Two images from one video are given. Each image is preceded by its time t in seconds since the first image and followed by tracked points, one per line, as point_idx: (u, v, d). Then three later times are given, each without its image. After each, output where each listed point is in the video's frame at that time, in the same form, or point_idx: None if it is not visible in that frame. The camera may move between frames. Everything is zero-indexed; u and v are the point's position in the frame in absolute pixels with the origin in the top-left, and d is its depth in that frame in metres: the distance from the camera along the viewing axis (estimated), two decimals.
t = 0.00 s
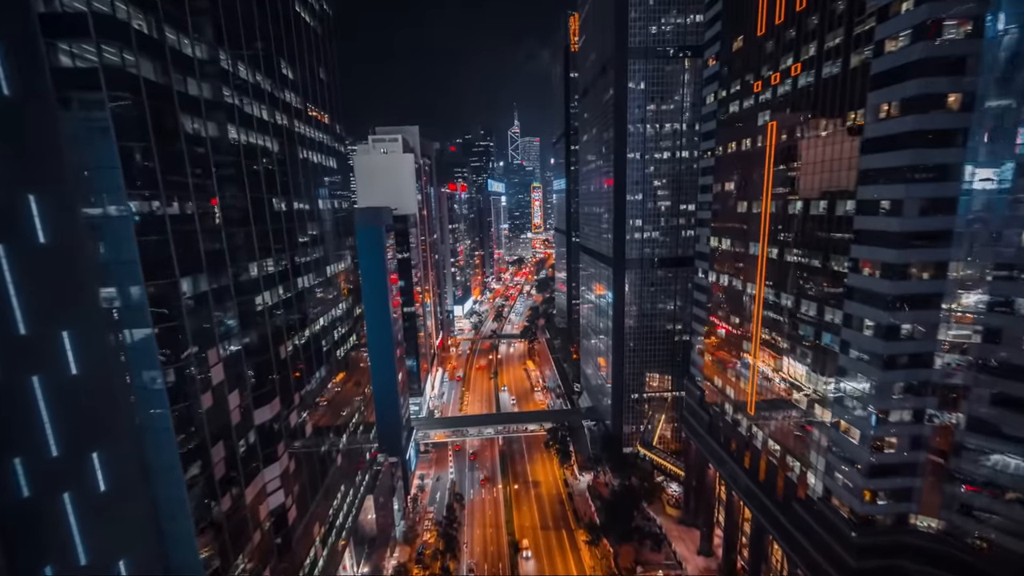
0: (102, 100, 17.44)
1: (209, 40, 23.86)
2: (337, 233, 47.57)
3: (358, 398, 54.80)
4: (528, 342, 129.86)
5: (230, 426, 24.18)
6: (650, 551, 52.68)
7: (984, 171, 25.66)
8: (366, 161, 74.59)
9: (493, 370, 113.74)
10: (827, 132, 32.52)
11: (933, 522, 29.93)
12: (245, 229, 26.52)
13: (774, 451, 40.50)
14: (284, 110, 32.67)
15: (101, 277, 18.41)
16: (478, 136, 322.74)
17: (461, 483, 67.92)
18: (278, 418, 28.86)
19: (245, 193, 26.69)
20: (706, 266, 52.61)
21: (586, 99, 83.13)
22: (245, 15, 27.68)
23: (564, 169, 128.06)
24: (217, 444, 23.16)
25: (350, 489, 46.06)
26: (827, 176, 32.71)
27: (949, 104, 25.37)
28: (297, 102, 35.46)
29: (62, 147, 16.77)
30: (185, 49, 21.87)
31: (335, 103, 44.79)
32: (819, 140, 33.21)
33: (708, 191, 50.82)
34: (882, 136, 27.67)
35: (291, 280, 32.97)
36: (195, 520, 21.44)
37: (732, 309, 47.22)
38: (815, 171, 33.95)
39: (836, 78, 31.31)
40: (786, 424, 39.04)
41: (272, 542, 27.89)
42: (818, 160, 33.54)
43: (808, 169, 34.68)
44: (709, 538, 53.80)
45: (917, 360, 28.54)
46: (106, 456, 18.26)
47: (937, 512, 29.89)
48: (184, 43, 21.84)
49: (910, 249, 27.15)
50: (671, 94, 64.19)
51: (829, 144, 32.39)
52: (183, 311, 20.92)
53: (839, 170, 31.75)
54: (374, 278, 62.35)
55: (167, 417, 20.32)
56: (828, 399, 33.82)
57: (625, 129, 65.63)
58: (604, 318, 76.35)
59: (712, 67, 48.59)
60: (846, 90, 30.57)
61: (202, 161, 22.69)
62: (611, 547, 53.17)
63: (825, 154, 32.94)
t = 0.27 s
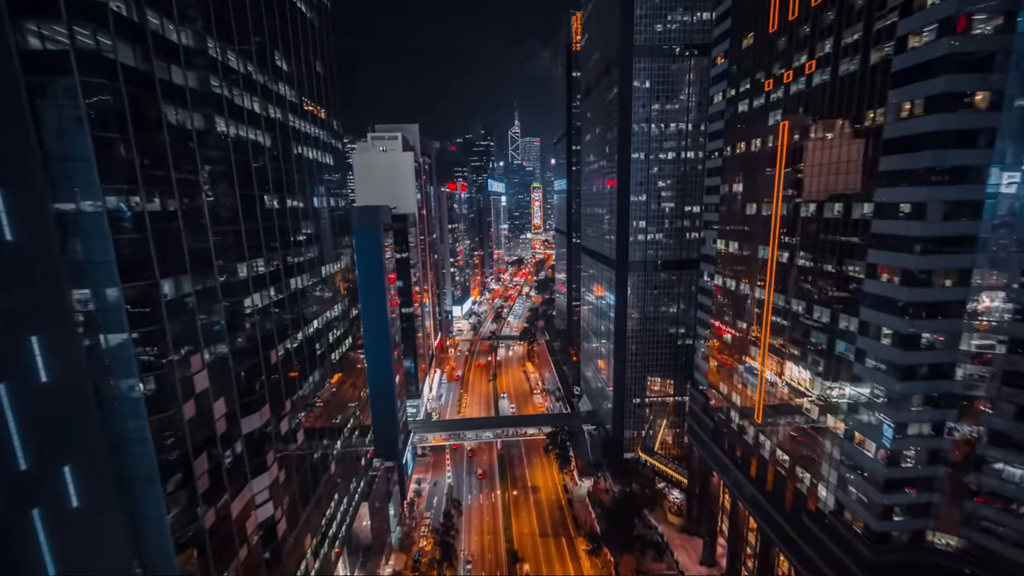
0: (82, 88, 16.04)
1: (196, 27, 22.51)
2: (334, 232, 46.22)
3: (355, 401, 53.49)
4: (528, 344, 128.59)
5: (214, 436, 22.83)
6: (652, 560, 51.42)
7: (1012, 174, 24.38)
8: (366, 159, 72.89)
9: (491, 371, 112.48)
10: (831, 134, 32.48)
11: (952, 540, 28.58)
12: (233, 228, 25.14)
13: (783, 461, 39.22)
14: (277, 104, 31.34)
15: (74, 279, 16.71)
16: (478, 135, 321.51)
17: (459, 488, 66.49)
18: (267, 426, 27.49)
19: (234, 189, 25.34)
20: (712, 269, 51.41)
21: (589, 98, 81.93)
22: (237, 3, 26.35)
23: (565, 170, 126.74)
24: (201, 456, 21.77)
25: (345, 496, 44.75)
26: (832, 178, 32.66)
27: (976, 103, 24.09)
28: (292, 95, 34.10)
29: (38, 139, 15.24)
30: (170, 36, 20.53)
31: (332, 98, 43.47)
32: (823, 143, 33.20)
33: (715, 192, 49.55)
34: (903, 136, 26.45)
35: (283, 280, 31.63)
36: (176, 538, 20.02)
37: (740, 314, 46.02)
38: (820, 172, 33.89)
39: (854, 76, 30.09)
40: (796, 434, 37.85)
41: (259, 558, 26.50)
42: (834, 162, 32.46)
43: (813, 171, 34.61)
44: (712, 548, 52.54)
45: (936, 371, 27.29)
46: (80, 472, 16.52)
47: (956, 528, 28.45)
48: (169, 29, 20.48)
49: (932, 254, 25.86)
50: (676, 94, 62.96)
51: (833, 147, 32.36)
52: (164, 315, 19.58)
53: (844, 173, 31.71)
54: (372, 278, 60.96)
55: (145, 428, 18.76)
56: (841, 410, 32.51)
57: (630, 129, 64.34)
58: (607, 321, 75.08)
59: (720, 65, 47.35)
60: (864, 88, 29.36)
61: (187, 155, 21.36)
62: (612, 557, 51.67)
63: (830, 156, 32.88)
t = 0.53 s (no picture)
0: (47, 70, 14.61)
1: (180, 10, 21.12)
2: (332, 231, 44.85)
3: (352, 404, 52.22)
4: (527, 345, 127.29)
5: (197, 448, 21.48)
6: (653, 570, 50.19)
7: None
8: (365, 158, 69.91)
9: (490, 372, 111.22)
10: (841, 136, 31.94)
11: (971, 560, 27.28)
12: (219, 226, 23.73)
13: (792, 472, 37.97)
14: (270, 96, 30.00)
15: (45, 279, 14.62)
16: (479, 135, 320.23)
17: (456, 493, 65.16)
18: (254, 435, 26.14)
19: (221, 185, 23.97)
20: (719, 273, 50.19)
21: (593, 96, 80.66)
22: None
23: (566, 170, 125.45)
24: (181, 469, 20.38)
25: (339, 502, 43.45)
26: (838, 181, 32.51)
27: (1007, 101, 22.78)
28: (286, 88, 32.76)
29: (16, 123, 13.58)
30: (152, 20, 19.14)
31: (330, 92, 42.08)
32: (829, 145, 33.15)
33: (723, 193, 48.29)
34: (926, 136, 25.20)
35: (275, 281, 30.27)
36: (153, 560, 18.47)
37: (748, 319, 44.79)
38: (826, 175, 33.74)
39: (874, 73, 28.85)
40: (805, 444, 36.69)
41: (245, 574, 25.15)
42: (852, 162, 31.16)
43: (820, 173, 34.42)
44: (715, 558, 51.32)
45: (959, 383, 26.00)
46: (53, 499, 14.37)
47: (976, 548, 26.85)
48: (150, 12, 19.11)
49: (957, 261, 24.57)
50: (682, 93, 61.71)
51: (840, 149, 32.20)
52: (143, 319, 18.21)
53: (850, 175, 31.53)
54: (369, 278, 59.57)
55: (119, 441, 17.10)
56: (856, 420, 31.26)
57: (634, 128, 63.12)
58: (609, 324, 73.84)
59: (729, 63, 46.09)
60: (885, 86, 28.11)
61: (170, 148, 20.01)
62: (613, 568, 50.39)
63: (837, 159, 32.69)
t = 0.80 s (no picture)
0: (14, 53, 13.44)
1: None
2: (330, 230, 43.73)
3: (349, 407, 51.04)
4: (527, 347, 126.08)
5: (179, 459, 20.23)
6: None
7: None
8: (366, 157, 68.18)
9: (489, 374, 109.99)
10: (855, 137, 31.08)
11: None
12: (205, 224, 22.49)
13: (800, 482, 36.79)
14: (263, 90, 28.83)
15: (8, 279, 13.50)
16: (479, 134, 318.99)
17: (453, 498, 63.94)
18: (241, 443, 24.87)
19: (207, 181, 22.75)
20: (724, 276, 49.05)
21: (595, 96, 79.57)
22: None
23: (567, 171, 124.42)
24: (161, 483, 19.13)
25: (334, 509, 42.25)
26: (843, 183, 32.40)
27: None
28: (280, 81, 31.56)
29: None
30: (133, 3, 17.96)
31: (326, 87, 40.88)
32: (834, 147, 32.93)
33: (729, 195, 47.15)
34: (947, 135, 24.11)
35: (267, 282, 29.04)
36: None
37: (754, 324, 43.69)
38: (831, 177, 33.59)
39: (891, 71, 27.80)
40: (815, 453, 35.57)
41: None
42: (867, 163, 30.09)
43: (825, 175, 34.20)
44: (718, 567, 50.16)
45: (979, 394, 24.88)
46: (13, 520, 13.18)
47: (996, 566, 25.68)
48: None
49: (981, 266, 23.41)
50: (687, 92, 60.63)
51: (843, 151, 32.20)
52: (119, 323, 16.98)
53: (854, 177, 31.46)
54: (367, 279, 58.35)
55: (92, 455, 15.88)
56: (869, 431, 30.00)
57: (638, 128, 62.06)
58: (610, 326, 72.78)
59: (736, 61, 45.01)
60: (903, 84, 27.02)
61: (151, 139, 18.79)
62: None
63: (841, 161, 32.60)
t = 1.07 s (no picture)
0: None
1: None
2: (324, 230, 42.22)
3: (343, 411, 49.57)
4: (525, 349, 124.69)
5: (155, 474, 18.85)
6: None
7: None
8: (362, 152, 67.64)
9: (486, 376, 108.61)
10: (874, 137, 29.73)
11: None
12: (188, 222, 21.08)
13: (810, 494, 35.56)
14: (254, 81, 27.42)
15: None
16: (479, 134, 317.44)
17: (450, 503, 62.59)
18: (225, 454, 23.44)
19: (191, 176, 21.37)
20: (730, 280, 47.75)
21: (598, 94, 78.24)
22: None
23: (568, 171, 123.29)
24: (134, 503, 17.70)
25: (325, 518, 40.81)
26: (849, 185, 32.08)
27: None
28: (272, 73, 30.17)
29: None
30: None
31: (322, 81, 39.46)
32: (840, 149, 32.62)
33: (736, 196, 45.85)
34: (975, 136, 22.85)
35: (255, 283, 27.60)
36: None
37: (762, 330, 42.39)
38: (838, 178, 33.16)
39: (913, 68, 26.55)
40: (825, 465, 34.29)
41: None
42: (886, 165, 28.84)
43: (831, 177, 33.77)
44: None
45: (1005, 409, 23.60)
46: None
47: None
48: None
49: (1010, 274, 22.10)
50: (693, 91, 59.36)
51: (847, 154, 32.09)
52: (88, 329, 15.58)
53: (860, 180, 31.28)
54: (363, 279, 57.04)
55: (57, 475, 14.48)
56: (886, 445, 28.59)
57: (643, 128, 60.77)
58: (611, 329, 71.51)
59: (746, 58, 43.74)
60: (927, 81, 25.74)
61: (127, 130, 17.41)
62: None
63: (847, 163, 32.27)
